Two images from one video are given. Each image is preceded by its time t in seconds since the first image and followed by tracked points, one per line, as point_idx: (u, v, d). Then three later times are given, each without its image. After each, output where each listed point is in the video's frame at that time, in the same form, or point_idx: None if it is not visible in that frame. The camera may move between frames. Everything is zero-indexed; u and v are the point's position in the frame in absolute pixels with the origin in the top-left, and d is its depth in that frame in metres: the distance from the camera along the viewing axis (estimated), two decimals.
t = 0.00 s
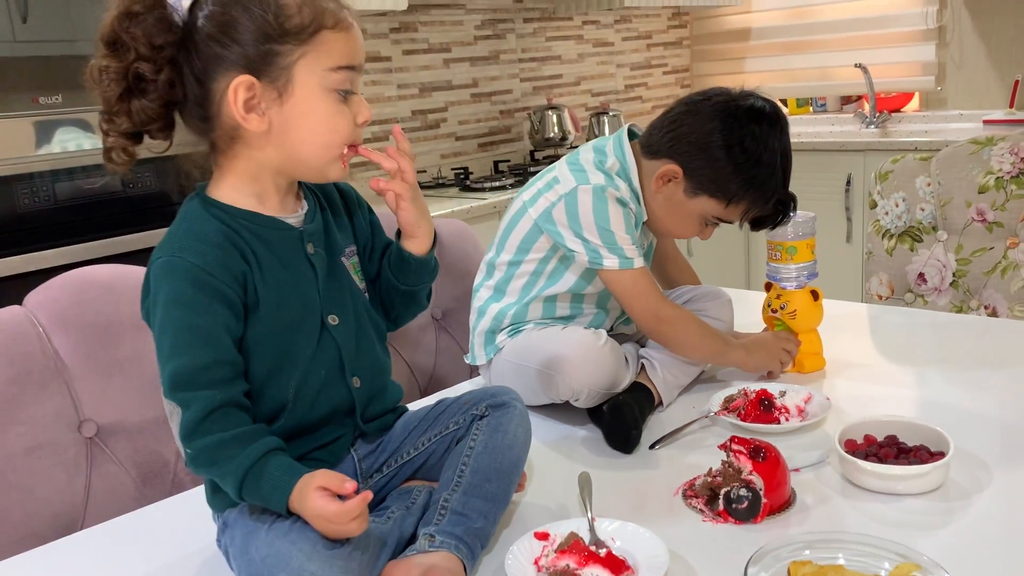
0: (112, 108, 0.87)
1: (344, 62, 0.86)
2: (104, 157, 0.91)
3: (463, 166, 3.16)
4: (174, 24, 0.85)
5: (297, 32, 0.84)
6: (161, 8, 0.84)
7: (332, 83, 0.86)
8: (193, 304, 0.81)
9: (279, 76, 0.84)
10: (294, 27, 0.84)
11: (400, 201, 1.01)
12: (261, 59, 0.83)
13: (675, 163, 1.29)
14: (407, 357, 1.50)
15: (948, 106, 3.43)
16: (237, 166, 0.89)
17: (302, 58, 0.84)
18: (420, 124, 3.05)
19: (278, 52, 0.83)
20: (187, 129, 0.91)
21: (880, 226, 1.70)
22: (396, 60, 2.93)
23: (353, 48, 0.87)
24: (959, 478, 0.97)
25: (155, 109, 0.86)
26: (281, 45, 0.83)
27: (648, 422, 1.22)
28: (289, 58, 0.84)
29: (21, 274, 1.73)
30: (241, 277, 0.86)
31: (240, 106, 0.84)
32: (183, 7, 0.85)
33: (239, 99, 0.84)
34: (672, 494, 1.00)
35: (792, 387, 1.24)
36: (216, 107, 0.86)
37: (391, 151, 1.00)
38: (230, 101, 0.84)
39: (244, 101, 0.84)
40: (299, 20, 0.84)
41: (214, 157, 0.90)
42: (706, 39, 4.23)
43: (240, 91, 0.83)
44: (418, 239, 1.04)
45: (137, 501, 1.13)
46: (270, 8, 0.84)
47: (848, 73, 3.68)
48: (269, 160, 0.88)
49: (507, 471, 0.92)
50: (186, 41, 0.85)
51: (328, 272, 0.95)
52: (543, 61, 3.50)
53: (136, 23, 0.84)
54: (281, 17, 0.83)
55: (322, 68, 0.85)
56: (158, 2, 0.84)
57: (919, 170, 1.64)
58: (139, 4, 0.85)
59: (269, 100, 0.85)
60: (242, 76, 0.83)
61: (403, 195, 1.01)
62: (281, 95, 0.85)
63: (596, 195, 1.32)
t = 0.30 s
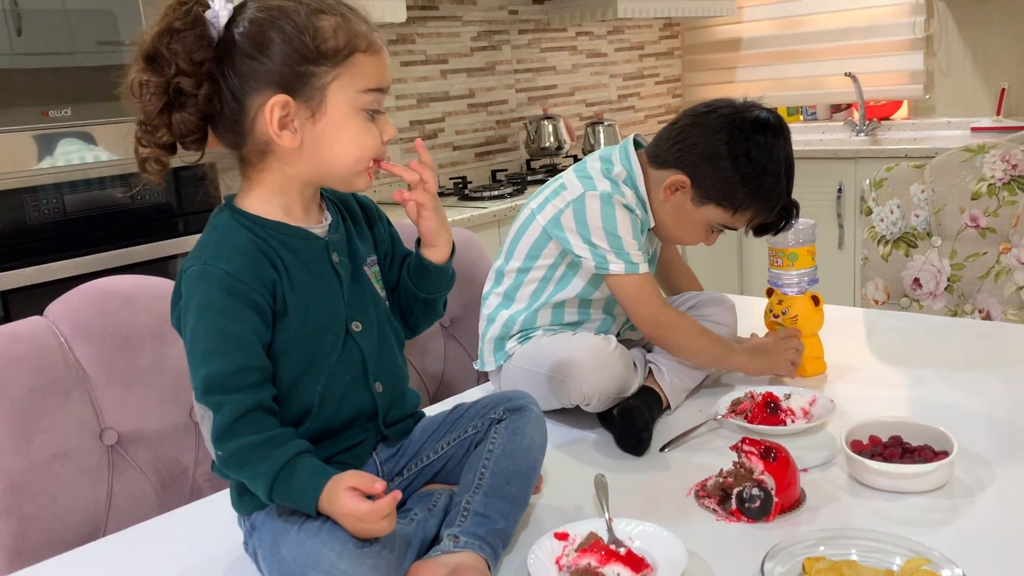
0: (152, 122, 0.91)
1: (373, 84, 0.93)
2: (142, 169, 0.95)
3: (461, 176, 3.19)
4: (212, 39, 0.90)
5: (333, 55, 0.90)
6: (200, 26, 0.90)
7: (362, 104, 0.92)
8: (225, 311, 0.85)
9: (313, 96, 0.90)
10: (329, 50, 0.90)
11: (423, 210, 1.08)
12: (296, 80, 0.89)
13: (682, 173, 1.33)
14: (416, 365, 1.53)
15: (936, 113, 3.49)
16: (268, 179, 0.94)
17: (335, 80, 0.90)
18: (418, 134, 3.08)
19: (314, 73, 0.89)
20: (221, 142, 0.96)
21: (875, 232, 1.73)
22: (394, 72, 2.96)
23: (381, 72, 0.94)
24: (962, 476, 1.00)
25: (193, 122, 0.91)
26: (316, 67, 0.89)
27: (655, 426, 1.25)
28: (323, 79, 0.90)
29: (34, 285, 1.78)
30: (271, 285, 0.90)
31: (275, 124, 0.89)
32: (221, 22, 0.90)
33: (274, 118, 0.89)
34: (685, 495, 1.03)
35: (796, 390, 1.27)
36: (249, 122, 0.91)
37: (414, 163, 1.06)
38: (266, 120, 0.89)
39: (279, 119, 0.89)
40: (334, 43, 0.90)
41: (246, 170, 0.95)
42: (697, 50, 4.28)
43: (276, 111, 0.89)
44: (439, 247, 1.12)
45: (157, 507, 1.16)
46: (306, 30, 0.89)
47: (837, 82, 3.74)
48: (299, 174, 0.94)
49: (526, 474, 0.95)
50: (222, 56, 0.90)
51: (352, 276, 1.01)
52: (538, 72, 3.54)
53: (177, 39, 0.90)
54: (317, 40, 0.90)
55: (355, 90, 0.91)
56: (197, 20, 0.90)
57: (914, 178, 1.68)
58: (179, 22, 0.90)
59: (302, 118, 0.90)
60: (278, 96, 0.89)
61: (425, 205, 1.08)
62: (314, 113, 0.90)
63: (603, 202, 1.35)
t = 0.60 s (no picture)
0: (170, 123, 0.95)
1: (386, 90, 0.98)
2: (156, 169, 0.99)
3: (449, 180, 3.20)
4: (228, 41, 0.96)
5: (349, 59, 0.95)
6: (218, 28, 0.95)
7: (375, 110, 0.97)
8: (240, 312, 0.88)
9: (329, 100, 0.95)
10: (346, 54, 0.95)
11: (428, 210, 1.11)
12: (313, 84, 0.94)
13: (682, 170, 1.35)
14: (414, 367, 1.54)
15: (916, 116, 3.54)
16: (280, 181, 0.99)
17: (350, 85, 0.95)
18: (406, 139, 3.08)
19: (331, 78, 0.94)
20: (234, 142, 1.01)
21: (864, 233, 1.76)
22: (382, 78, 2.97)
23: (394, 79, 0.99)
24: (959, 468, 1.02)
25: (210, 123, 0.96)
26: (333, 72, 0.94)
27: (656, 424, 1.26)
28: (339, 84, 0.95)
29: (27, 292, 1.78)
30: (284, 287, 0.94)
31: (291, 128, 0.94)
32: (237, 22, 0.96)
33: (290, 122, 0.94)
34: (690, 490, 1.04)
35: (794, 387, 1.29)
36: (265, 124, 0.96)
37: (417, 165, 1.10)
38: (282, 123, 0.94)
39: (295, 123, 0.94)
40: (351, 48, 0.95)
41: (259, 177, 1.01)
42: (681, 55, 4.32)
43: (292, 115, 0.94)
44: (443, 249, 1.15)
45: (160, 511, 1.17)
46: (324, 35, 0.94)
47: (819, 86, 3.79)
48: (312, 177, 0.99)
49: (535, 470, 0.97)
50: (238, 59, 0.96)
51: (362, 277, 1.05)
52: (524, 77, 3.56)
53: (195, 41, 0.94)
54: (334, 45, 0.94)
55: (370, 96, 0.96)
56: (214, 22, 0.95)
57: (901, 179, 1.71)
58: (196, 24, 0.95)
59: (316, 122, 0.95)
60: (295, 100, 0.93)
61: (431, 205, 1.11)
62: (328, 118, 0.95)
63: (602, 194, 1.39)
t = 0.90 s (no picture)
0: (171, 120, 0.95)
1: (388, 93, 0.98)
2: (155, 165, 0.99)
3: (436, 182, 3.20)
4: (232, 39, 0.95)
5: (353, 62, 0.95)
6: (222, 26, 0.95)
7: (376, 112, 0.97)
8: (240, 312, 0.88)
9: (331, 102, 0.95)
10: (350, 58, 0.95)
11: (429, 210, 1.12)
12: (315, 86, 0.94)
13: (669, 165, 1.37)
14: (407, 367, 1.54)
15: (898, 120, 3.58)
16: (279, 181, 0.99)
17: (353, 87, 0.96)
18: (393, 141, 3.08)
19: (333, 80, 0.95)
20: (234, 141, 1.01)
21: (850, 234, 1.77)
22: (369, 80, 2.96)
23: (395, 81, 0.99)
24: (951, 465, 1.03)
25: (212, 120, 0.96)
26: (336, 74, 0.95)
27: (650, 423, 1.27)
28: (342, 86, 0.95)
29: (13, 294, 1.77)
30: (284, 287, 0.94)
31: (292, 128, 0.94)
32: (241, 21, 0.95)
33: (291, 122, 0.94)
34: (687, 487, 1.04)
35: (787, 386, 1.30)
36: (265, 124, 0.96)
37: (418, 165, 1.11)
38: (284, 124, 0.94)
39: (296, 123, 0.94)
40: (355, 51, 0.95)
41: (257, 176, 1.00)
42: (665, 59, 4.34)
43: (294, 116, 0.94)
44: (440, 249, 1.16)
45: (155, 512, 1.17)
46: (328, 37, 0.95)
47: (803, 91, 3.83)
48: (312, 178, 0.99)
49: (533, 468, 0.97)
50: (241, 57, 0.95)
51: (360, 278, 1.05)
52: (510, 80, 3.57)
53: (200, 38, 0.94)
54: (339, 48, 0.95)
55: (372, 98, 0.97)
56: (218, 20, 0.95)
57: (887, 181, 1.72)
58: (201, 21, 0.95)
59: (318, 123, 0.95)
60: (297, 101, 0.93)
61: (432, 204, 1.12)
62: (330, 119, 0.95)
63: (591, 190, 1.40)
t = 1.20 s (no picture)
0: (172, 123, 0.95)
1: (388, 96, 0.99)
2: (155, 169, 0.99)
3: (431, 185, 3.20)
4: (232, 42, 0.96)
5: (354, 66, 0.95)
6: (223, 29, 0.95)
7: (377, 115, 0.97)
8: (241, 315, 0.88)
9: (332, 106, 0.95)
10: (351, 61, 0.95)
11: (427, 210, 1.12)
12: (316, 89, 0.94)
13: (656, 162, 1.38)
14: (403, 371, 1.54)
15: (891, 128, 3.60)
16: (280, 183, 0.99)
17: (354, 91, 0.96)
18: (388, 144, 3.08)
19: (334, 83, 0.95)
20: (234, 144, 1.01)
21: (845, 241, 1.78)
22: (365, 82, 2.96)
23: (394, 83, 0.99)
24: (947, 472, 1.04)
25: (213, 123, 0.96)
26: (336, 78, 0.95)
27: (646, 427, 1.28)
28: (342, 89, 0.95)
29: (7, 294, 1.76)
30: (284, 290, 0.94)
31: (293, 131, 0.94)
32: (242, 23, 0.96)
33: (293, 125, 0.94)
34: (684, 491, 1.05)
35: (783, 391, 1.30)
36: (266, 127, 0.96)
37: (417, 167, 1.11)
38: (285, 126, 0.94)
39: (297, 126, 0.94)
40: (355, 54, 0.96)
41: (257, 178, 1.00)
42: (660, 65, 4.36)
43: (295, 119, 0.94)
44: (438, 251, 1.16)
45: (151, 513, 1.16)
46: (328, 40, 0.95)
47: (797, 98, 3.85)
48: (313, 180, 0.99)
49: (532, 471, 0.97)
50: (243, 60, 0.96)
51: (359, 280, 1.05)
52: (506, 84, 3.58)
53: (201, 41, 0.94)
54: (340, 51, 0.95)
55: (372, 102, 0.97)
56: (219, 23, 0.95)
57: (882, 189, 1.73)
58: (202, 25, 0.95)
59: (319, 126, 0.95)
60: (298, 104, 0.94)
61: (429, 204, 1.12)
62: (331, 123, 0.96)
63: (582, 187, 1.42)
